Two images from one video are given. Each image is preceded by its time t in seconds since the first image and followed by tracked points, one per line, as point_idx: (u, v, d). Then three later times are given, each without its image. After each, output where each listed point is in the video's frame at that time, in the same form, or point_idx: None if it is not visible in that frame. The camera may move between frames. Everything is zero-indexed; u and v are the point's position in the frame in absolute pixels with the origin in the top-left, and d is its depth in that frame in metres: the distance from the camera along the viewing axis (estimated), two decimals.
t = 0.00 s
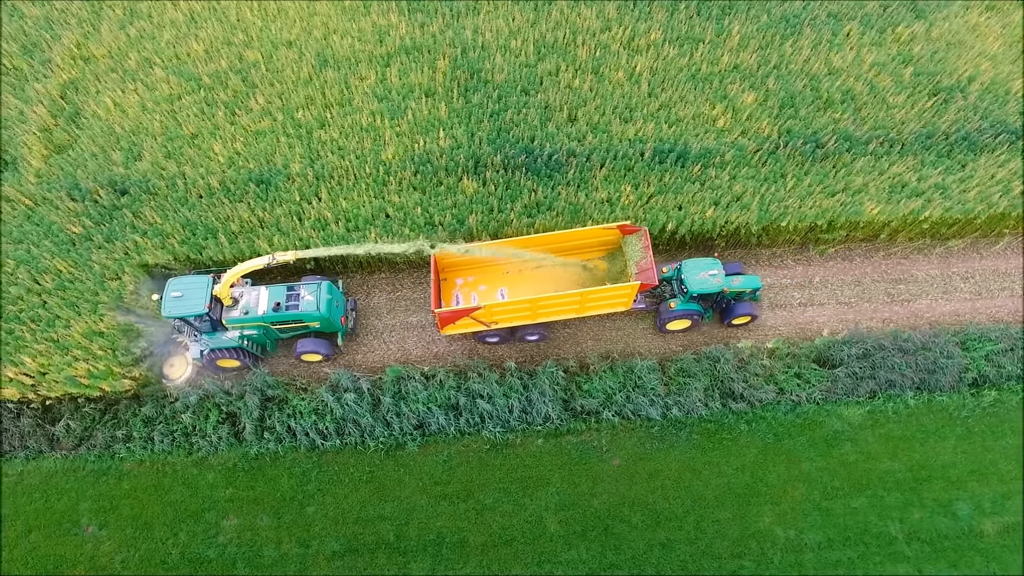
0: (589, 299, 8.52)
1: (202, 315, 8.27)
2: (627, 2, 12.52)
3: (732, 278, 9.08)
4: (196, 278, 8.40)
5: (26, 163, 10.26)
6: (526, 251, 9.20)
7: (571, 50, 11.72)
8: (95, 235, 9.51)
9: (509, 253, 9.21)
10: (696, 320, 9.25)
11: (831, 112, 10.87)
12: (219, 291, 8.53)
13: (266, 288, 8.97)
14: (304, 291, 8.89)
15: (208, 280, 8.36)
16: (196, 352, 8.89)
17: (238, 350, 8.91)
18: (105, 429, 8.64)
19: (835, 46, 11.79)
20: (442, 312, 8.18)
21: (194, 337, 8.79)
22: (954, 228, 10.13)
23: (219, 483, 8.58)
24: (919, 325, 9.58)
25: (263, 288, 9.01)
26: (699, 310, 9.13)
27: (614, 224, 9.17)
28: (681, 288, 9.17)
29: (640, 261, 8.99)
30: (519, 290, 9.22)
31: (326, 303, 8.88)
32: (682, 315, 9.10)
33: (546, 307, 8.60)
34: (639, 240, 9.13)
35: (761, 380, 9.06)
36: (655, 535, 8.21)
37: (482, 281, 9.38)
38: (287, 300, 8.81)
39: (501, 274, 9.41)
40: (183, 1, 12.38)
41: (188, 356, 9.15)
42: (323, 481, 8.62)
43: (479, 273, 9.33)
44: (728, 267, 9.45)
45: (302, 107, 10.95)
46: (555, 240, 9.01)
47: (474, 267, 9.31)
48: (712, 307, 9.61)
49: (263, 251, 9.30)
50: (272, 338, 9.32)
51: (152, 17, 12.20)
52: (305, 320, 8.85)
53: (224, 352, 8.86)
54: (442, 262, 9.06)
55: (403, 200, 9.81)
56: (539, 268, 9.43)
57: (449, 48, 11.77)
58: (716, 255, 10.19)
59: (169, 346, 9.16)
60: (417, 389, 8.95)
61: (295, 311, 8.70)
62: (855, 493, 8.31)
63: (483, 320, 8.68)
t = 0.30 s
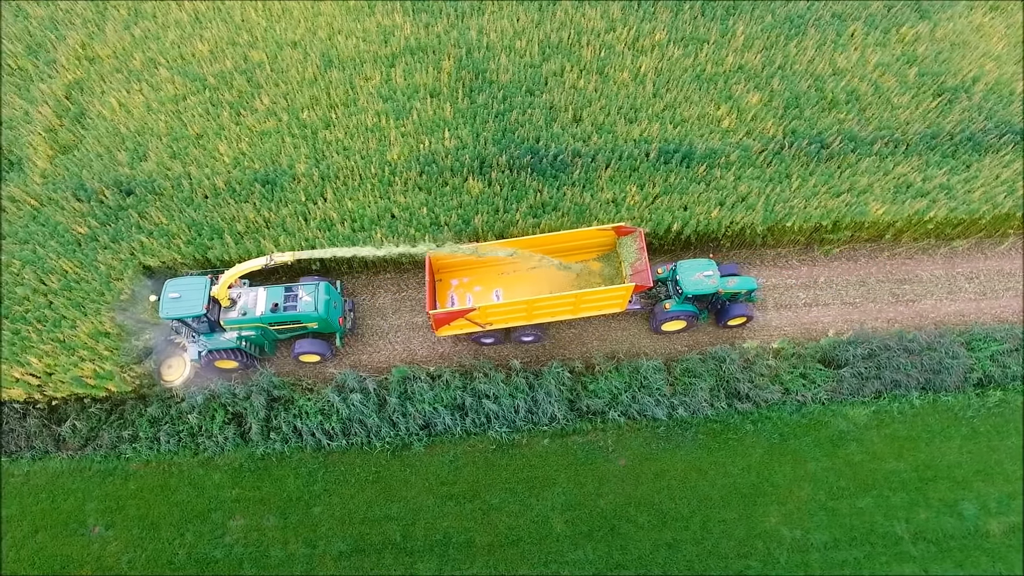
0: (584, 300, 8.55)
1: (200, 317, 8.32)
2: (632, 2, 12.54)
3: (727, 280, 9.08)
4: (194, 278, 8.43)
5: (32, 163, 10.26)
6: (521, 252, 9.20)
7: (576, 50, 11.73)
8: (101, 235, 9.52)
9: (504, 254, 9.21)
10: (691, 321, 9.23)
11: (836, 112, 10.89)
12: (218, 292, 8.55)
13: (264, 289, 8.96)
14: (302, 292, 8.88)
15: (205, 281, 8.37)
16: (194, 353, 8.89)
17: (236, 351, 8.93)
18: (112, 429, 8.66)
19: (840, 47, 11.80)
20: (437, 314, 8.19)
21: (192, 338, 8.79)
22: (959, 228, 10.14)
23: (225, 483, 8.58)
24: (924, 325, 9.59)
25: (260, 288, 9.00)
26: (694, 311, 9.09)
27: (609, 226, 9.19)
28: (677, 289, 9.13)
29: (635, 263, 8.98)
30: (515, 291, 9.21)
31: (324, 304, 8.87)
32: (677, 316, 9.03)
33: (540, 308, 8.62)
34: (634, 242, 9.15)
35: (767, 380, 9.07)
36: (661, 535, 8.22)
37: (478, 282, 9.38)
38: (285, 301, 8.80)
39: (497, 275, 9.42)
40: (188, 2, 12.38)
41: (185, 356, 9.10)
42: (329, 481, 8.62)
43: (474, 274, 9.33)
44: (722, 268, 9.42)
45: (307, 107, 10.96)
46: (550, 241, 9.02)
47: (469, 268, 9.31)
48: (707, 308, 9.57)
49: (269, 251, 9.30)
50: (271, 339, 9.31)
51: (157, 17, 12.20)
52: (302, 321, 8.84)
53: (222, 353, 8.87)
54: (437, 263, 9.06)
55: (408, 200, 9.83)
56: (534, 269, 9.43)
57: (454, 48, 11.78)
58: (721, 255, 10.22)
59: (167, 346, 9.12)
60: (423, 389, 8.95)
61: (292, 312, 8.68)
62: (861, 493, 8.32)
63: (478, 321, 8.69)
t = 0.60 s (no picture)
0: (578, 301, 8.58)
1: (198, 318, 8.28)
2: (636, 2, 12.55)
3: (723, 281, 9.22)
4: (193, 279, 8.40)
5: (37, 163, 10.27)
6: (515, 253, 9.19)
7: (581, 51, 11.74)
8: (107, 235, 9.52)
9: (498, 254, 9.21)
10: (686, 322, 9.24)
11: (840, 112, 10.90)
12: (217, 293, 8.47)
13: (262, 290, 8.96)
14: (300, 293, 8.88)
15: (204, 282, 8.34)
16: (192, 354, 8.88)
17: (234, 351, 8.93)
18: (118, 429, 8.66)
19: (844, 47, 11.82)
20: (432, 314, 8.20)
21: (190, 338, 8.73)
22: (964, 228, 10.15)
23: (232, 484, 8.58)
24: (930, 325, 9.60)
25: (259, 290, 9.00)
26: (690, 312, 9.10)
27: (603, 226, 9.20)
28: (672, 290, 9.16)
29: (630, 263, 8.99)
30: (510, 291, 9.21)
31: (322, 305, 8.88)
32: (673, 316, 9.03)
33: (535, 308, 8.63)
34: (628, 242, 9.17)
35: (773, 380, 9.08)
36: (667, 535, 8.22)
37: (473, 282, 9.38)
38: (283, 302, 8.81)
39: (492, 275, 9.42)
40: (193, 2, 12.38)
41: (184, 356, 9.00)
42: (336, 482, 8.62)
43: (469, 274, 9.33)
44: (717, 271, 9.53)
45: (313, 107, 10.96)
46: (544, 242, 9.03)
47: (465, 268, 9.31)
48: (702, 309, 9.58)
49: (275, 251, 9.31)
50: (269, 339, 9.31)
51: (162, 18, 12.20)
52: (300, 322, 8.85)
53: (220, 354, 8.87)
54: (432, 263, 9.06)
55: (414, 200, 9.83)
56: (528, 269, 9.44)
57: (459, 48, 11.79)
58: (726, 255, 10.25)
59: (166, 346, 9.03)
60: (429, 389, 8.96)
61: (291, 313, 8.69)
62: (867, 492, 8.33)
63: (473, 322, 8.70)
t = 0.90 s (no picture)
0: (575, 301, 8.58)
1: (195, 318, 8.23)
2: (641, 2, 12.55)
3: (719, 281, 9.21)
4: (190, 279, 8.35)
5: (43, 163, 10.26)
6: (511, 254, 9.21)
7: (586, 51, 11.75)
8: (113, 236, 9.52)
9: (494, 255, 9.22)
10: (682, 323, 9.25)
11: (845, 112, 10.91)
12: (213, 294, 8.47)
13: (260, 291, 8.94)
14: (298, 293, 8.85)
15: (201, 282, 8.28)
16: (190, 355, 8.84)
17: (232, 352, 8.86)
18: (124, 429, 8.66)
19: (849, 47, 11.83)
20: (428, 315, 8.21)
21: (188, 339, 8.70)
22: (969, 228, 10.16)
23: (239, 484, 8.58)
24: (935, 325, 9.61)
25: (257, 290, 8.98)
26: (686, 313, 9.12)
27: (599, 227, 9.21)
28: (668, 291, 9.19)
29: (626, 263, 9.01)
30: (506, 291, 9.22)
31: (320, 306, 8.85)
32: (669, 317, 9.06)
33: (531, 309, 8.64)
34: (625, 242, 9.17)
35: (779, 380, 9.08)
36: (673, 535, 8.22)
37: (469, 282, 9.40)
38: (281, 303, 8.79)
39: (488, 275, 9.43)
40: (197, 2, 12.37)
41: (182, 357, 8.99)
42: (342, 482, 8.62)
43: (465, 275, 9.35)
44: (714, 271, 9.56)
45: (318, 107, 10.96)
46: (540, 243, 9.03)
47: (461, 269, 9.33)
48: (698, 310, 9.59)
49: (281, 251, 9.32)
50: (268, 340, 9.27)
51: (166, 18, 12.19)
52: (298, 323, 8.84)
53: (218, 355, 8.81)
54: (429, 264, 9.07)
55: (420, 200, 9.84)
56: (524, 270, 9.45)
57: (464, 48, 11.80)
58: (731, 256, 10.28)
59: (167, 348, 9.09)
60: (435, 389, 8.95)
61: (289, 314, 8.68)
62: (873, 492, 8.34)
63: (469, 322, 8.70)
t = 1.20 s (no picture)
0: (573, 302, 8.58)
1: (194, 318, 8.18)
2: (645, 3, 12.57)
3: (717, 282, 9.18)
4: (188, 279, 8.32)
5: (48, 163, 10.26)
6: (509, 255, 9.22)
7: (590, 51, 11.76)
8: (119, 236, 9.52)
9: (492, 256, 9.22)
10: (680, 323, 9.25)
11: (850, 113, 10.92)
12: (213, 294, 8.54)
13: (258, 291, 8.94)
14: (296, 293, 8.85)
15: (200, 282, 8.27)
16: (188, 355, 8.74)
17: (230, 352, 8.83)
18: (130, 429, 8.66)
19: (853, 47, 11.84)
20: (425, 316, 8.21)
21: (186, 340, 8.66)
22: (974, 228, 10.18)
23: (245, 484, 8.58)
24: (940, 325, 9.62)
25: (255, 291, 8.98)
26: (683, 314, 9.12)
27: (597, 228, 9.20)
28: (666, 291, 9.19)
29: (624, 265, 9.00)
30: (504, 292, 9.24)
31: (319, 307, 8.87)
32: (667, 317, 9.06)
33: (529, 310, 8.62)
34: (622, 243, 9.16)
35: (784, 380, 9.09)
36: (679, 534, 8.23)
37: (467, 283, 9.41)
38: (279, 303, 8.79)
39: (486, 276, 9.44)
40: (201, 2, 12.38)
41: (180, 357, 8.92)
42: (348, 482, 8.62)
43: (463, 276, 9.35)
44: (712, 272, 9.55)
45: (323, 107, 10.97)
46: (538, 244, 9.03)
47: (459, 269, 9.34)
48: (696, 311, 9.59)
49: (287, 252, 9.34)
50: (265, 340, 9.28)
51: (171, 18, 12.20)
52: (297, 323, 8.87)
53: (216, 355, 8.77)
54: (426, 265, 9.07)
55: (425, 200, 9.85)
56: (522, 271, 9.46)
57: (468, 48, 11.80)
58: (735, 256, 10.31)
59: (166, 347, 9.06)
60: (440, 389, 8.96)
61: (287, 314, 8.69)
62: (879, 492, 8.35)
63: (467, 323, 8.70)
